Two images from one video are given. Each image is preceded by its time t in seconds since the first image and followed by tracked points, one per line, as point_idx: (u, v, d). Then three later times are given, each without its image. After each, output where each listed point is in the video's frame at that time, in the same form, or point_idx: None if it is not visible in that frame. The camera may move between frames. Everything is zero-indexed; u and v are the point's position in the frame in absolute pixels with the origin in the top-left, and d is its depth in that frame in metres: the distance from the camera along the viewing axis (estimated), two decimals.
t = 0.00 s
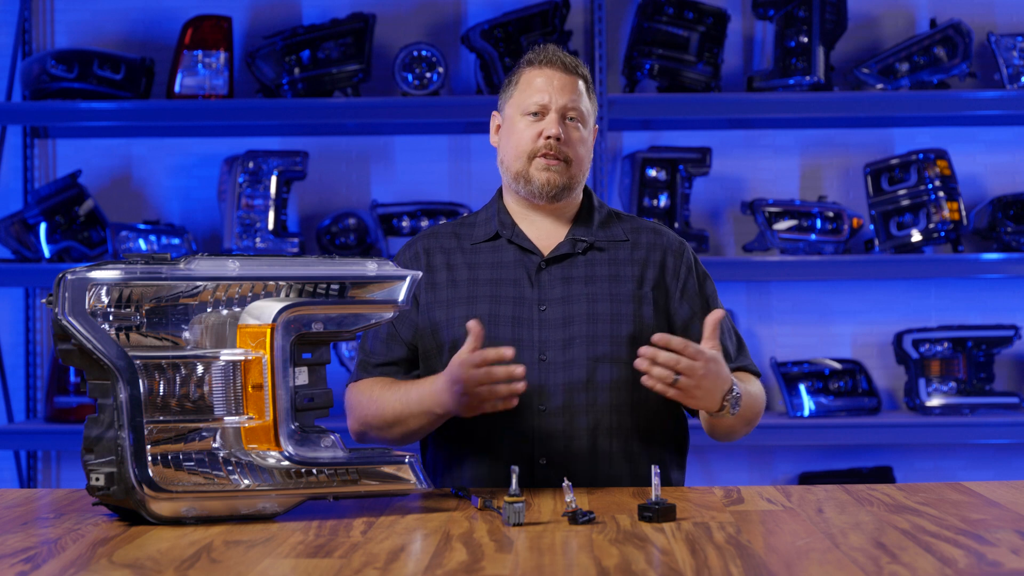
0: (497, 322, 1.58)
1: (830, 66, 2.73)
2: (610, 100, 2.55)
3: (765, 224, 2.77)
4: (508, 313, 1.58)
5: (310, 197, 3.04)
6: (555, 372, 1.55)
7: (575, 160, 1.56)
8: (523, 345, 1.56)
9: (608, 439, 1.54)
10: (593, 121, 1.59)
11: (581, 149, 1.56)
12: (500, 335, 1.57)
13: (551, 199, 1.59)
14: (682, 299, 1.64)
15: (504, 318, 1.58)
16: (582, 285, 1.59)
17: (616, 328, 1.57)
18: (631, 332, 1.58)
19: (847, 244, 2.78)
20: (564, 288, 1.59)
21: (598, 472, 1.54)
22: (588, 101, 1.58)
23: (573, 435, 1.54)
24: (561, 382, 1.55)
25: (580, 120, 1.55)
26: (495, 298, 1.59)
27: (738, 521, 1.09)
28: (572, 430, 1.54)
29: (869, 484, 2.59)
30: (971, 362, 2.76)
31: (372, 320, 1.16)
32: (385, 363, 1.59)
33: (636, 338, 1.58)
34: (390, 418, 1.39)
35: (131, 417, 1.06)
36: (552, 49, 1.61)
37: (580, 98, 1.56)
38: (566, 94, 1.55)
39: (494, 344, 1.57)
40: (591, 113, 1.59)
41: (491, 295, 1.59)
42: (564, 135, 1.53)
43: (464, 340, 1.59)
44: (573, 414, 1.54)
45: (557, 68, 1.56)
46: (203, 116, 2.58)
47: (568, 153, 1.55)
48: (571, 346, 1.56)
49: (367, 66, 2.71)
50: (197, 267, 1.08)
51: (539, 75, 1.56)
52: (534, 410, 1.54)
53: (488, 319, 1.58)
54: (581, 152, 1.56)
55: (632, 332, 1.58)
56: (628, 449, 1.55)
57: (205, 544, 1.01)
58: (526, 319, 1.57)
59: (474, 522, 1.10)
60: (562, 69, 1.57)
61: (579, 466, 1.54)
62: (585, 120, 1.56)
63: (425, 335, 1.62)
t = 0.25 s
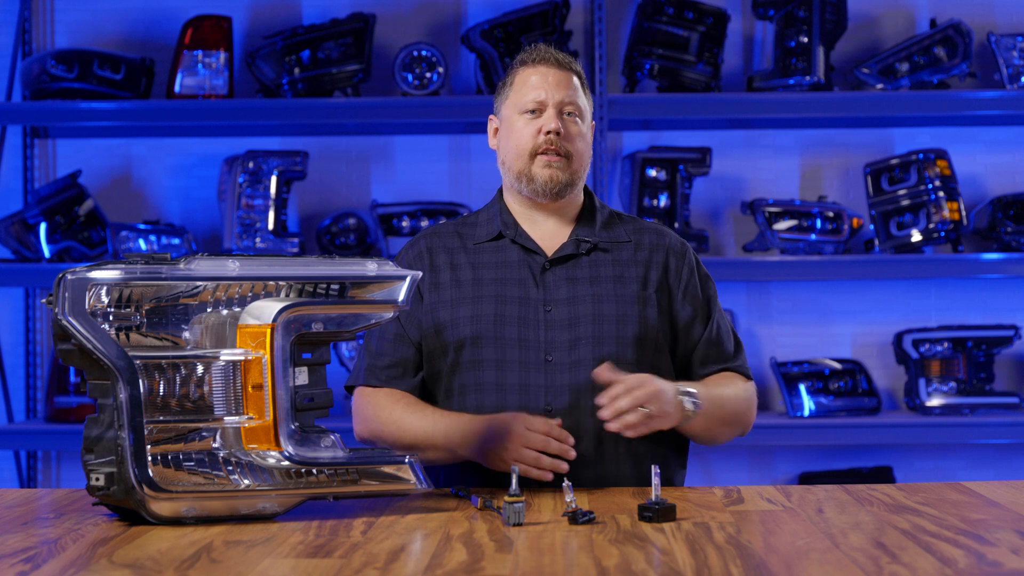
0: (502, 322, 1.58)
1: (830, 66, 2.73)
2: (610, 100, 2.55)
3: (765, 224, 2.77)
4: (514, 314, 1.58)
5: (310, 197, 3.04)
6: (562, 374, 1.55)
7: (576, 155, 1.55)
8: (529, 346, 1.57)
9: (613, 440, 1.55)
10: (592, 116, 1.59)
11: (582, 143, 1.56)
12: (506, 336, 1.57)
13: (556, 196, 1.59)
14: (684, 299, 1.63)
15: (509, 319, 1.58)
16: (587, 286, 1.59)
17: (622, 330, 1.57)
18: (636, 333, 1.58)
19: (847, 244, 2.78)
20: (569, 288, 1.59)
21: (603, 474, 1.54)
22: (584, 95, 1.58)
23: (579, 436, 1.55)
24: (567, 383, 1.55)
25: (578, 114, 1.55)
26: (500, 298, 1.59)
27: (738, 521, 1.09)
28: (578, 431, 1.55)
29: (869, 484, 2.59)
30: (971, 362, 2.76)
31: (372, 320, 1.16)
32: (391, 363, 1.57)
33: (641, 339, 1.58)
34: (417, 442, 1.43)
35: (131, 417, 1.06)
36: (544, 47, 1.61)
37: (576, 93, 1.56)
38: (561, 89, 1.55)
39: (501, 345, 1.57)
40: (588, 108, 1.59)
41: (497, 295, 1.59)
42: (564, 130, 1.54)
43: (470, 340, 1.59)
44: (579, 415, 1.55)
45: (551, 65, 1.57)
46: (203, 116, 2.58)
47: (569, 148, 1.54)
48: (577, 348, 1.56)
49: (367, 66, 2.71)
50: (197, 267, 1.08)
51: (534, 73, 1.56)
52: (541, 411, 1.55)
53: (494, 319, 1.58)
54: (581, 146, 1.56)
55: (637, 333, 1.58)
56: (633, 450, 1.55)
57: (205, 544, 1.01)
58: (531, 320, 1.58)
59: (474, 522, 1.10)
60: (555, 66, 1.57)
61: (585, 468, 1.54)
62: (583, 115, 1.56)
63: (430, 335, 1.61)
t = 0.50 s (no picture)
0: (503, 326, 1.58)
1: (830, 66, 2.73)
2: (610, 100, 2.55)
3: (765, 224, 2.77)
4: (515, 317, 1.58)
5: (310, 197, 3.04)
6: (563, 377, 1.57)
7: (574, 150, 1.55)
8: (530, 350, 1.58)
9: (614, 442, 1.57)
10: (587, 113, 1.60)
11: (579, 139, 1.56)
12: (507, 339, 1.58)
13: (555, 192, 1.58)
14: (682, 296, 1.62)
15: (510, 322, 1.58)
16: (587, 288, 1.59)
17: (621, 332, 1.58)
18: (636, 335, 1.59)
19: (847, 244, 2.78)
20: (569, 291, 1.59)
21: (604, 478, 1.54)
22: (578, 92, 1.59)
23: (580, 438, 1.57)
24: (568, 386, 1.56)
25: (574, 109, 1.55)
26: (501, 302, 1.59)
27: (738, 521, 1.09)
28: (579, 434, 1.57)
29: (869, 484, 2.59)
30: (971, 362, 2.76)
31: (372, 320, 1.16)
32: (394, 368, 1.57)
33: (641, 341, 1.59)
34: (437, 464, 1.43)
35: (131, 417, 1.06)
36: (534, 48, 1.62)
37: (570, 90, 1.56)
38: (555, 86, 1.56)
39: (502, 349, 1.58)
40: (584, 105, 1.59)
41: (498, 299, 1.59)
42: (560, 125, 1.54)
43: (471, 344, 1.59)
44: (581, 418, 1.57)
45: (543, 63, 1.58)
46: (203, 116, 2.58)
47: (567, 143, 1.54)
48: (577, 351, 1.57)
49: (367, 66, 2.71)
50: (197, 267, 1.08)
51: (526, 73, 1.57)
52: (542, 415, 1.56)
53: (495, 322, 1.59)
54: (579, 141, 1.55)
55: (637, 336, 1.59)
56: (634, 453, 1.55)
57: (205, 544, 1.01)
58: (532, 324, 1.58)
59: (474, 522, 1.10)
60: (547, 64, 1.58)
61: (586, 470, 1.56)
62: (578, 111, 1.56)
63: (432, 338, 1.61)
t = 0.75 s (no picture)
0: (498, 325, 1.58)
1: (830, 66, 2.73)
2: (610, 100, 2.55)
3: (765, 224, 2.77)
4: (510, 316, 1.58)
5: (310, 197, 3.04)
6: (557, 376, 1.57)
7: (566, 150, 1.55)
8: (525, 349, 1.58)
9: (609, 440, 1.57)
10: (579, 112, 1.59)
11: (571, 139, 1.55)
12: (502, 339, 1.58)
13: (548, 194, 1.58)
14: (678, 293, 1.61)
15: (505, 321, 1.58)
16: (581, 286, 1.59)
17: (615, 330, 1.58)
18: (630, 333, 1.58)
19: (847, 244, 2.78)
20: (564, 290, 1.59)
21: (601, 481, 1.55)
22: (569, 92, 1.58)
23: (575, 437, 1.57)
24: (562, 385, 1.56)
25: (564, 110, 1.55)
26: (496, 301, 1.59)
27: (738, 521, 1.09)
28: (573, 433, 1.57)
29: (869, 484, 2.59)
30: (971, 362, 2.76)
31: (372, 320, 1.16)
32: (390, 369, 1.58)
33: (635, 339, 1.59)
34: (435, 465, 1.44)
35: (131, 417, 1.06)
36: (524, 50, 1.62)
37: (561, 90, 1.56)
38: (545, 87, 1.55)
39: (497, 348, 1.58)
40: (576, 105, 1.59)
41: (493, 298, 1.60)
42: (549, 126, 1.54)
43: (467, 343, 1.60)
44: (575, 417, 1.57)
45: (532, 64, 1.57)
46: (203, 116, 2.58)
47: (557, 144, 1.54)
48: (571, 349, 1.57)
49: (367, 66, 2.71)
50: (197, 267, 1.08)
51: (517, 74, 1.57)
52: (536, 414, 1.57)
53: (490, 322, 1.59)
54: (570, 141, 1.55)
55: (631, 333, 1.58)
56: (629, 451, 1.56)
57: (205, 544, 1.01)
58: (526, 322, 1.58)
59: (475, 522, 1.10)
60: (537, 65, 1.58)
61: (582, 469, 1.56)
62: (569, 111, 1.55)
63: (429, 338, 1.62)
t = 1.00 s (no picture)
0: (498, 323, 1.58)
1: (830, 66, 2.73)
2: (610, 100, 2.55)
3: (765, 224, 2.77)
4: (510, 314, 1.58)
5: (310, 197, 3.04)
6: (557, 374, 1.57)
7: (566, 152, 1.55)
8: (525, 346, 1.58)
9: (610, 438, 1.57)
10: (580, 113, 1.59)
11: (572, 141, 1.55)
12: (502, 336, 1.58)
13: (548, 195, 1.58)
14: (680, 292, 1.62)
15: (505, 319, 1.58)
16: (582, 284, 1.59)
17: (616, 327, 1.58)
18: (631, 330, 1.58)
19: (847, 244, 2.78)
20: (565, 288, 1.59)
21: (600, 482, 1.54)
22: (569, 92, 1.57)
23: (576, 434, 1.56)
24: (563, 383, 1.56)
25: (564, 112, 1.55)
26: (497, 299, 1.59)
27: (738, 521, 1.09)
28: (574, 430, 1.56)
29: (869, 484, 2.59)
30: (971, 362, 2.76)
31: (372, 320, 1.16)
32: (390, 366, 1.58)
33: (636, 337, 1.59)
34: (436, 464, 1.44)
35: (131, 417, 1.06)
36: (525, 50, 1.61)
37: (561, 91, 1.55)
38: (545, 88, 1.54)
39: (497, 346, 1.58)
40: (576, 106, 1.58)
41: (494, 296, 1.60)
42: (549, 128, 1.54)
43: (467, 341, 1.59)
44: (576, 414, 1.56)
45: (532, 65, 1.57)
46: (203, 116, 2.58)
47: (557, 145, 1.54)
48: (572, 347, 1.57)
49: (367, 66, 2.71)
50: (197, 267, 1.08)
51: (517, 75, 1.56)
52: (537, 412, 1.56)
53: (490, 320, 1.59)
54: (570, 143, 1.55)
55: (632, 331, 1.58)
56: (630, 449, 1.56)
57: (205, 544, 1.01)
58: (527, 320, 1.58)
59: (475, 522, 1.10)
60: (537, 66, 1.58)
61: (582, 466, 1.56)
62: (569, 112, 1.55)
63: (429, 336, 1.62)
